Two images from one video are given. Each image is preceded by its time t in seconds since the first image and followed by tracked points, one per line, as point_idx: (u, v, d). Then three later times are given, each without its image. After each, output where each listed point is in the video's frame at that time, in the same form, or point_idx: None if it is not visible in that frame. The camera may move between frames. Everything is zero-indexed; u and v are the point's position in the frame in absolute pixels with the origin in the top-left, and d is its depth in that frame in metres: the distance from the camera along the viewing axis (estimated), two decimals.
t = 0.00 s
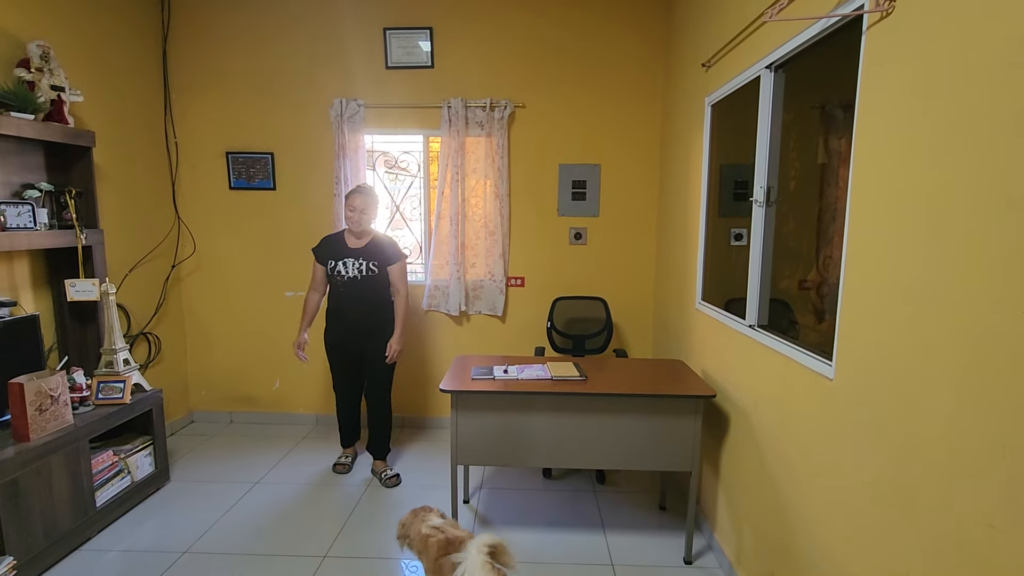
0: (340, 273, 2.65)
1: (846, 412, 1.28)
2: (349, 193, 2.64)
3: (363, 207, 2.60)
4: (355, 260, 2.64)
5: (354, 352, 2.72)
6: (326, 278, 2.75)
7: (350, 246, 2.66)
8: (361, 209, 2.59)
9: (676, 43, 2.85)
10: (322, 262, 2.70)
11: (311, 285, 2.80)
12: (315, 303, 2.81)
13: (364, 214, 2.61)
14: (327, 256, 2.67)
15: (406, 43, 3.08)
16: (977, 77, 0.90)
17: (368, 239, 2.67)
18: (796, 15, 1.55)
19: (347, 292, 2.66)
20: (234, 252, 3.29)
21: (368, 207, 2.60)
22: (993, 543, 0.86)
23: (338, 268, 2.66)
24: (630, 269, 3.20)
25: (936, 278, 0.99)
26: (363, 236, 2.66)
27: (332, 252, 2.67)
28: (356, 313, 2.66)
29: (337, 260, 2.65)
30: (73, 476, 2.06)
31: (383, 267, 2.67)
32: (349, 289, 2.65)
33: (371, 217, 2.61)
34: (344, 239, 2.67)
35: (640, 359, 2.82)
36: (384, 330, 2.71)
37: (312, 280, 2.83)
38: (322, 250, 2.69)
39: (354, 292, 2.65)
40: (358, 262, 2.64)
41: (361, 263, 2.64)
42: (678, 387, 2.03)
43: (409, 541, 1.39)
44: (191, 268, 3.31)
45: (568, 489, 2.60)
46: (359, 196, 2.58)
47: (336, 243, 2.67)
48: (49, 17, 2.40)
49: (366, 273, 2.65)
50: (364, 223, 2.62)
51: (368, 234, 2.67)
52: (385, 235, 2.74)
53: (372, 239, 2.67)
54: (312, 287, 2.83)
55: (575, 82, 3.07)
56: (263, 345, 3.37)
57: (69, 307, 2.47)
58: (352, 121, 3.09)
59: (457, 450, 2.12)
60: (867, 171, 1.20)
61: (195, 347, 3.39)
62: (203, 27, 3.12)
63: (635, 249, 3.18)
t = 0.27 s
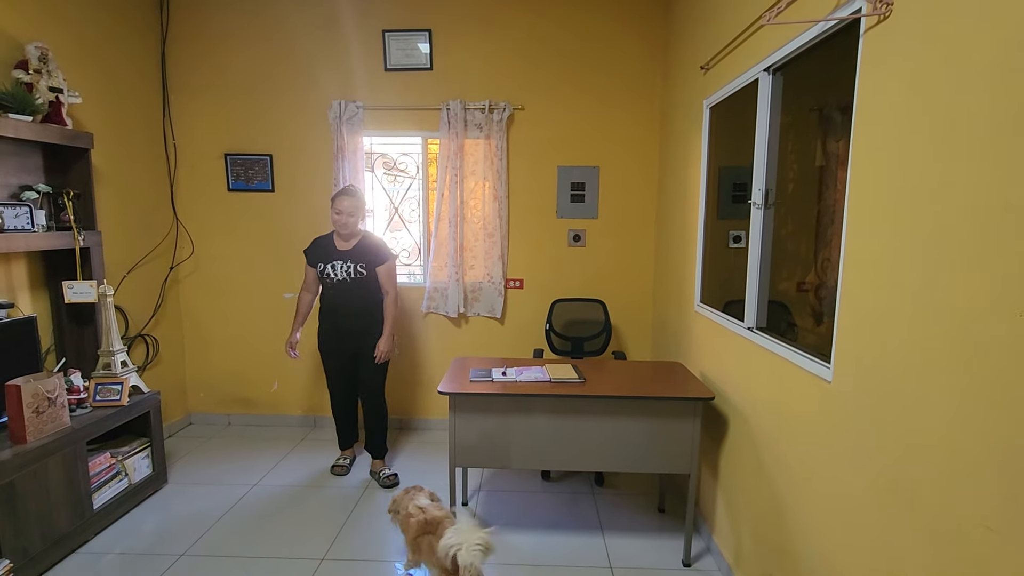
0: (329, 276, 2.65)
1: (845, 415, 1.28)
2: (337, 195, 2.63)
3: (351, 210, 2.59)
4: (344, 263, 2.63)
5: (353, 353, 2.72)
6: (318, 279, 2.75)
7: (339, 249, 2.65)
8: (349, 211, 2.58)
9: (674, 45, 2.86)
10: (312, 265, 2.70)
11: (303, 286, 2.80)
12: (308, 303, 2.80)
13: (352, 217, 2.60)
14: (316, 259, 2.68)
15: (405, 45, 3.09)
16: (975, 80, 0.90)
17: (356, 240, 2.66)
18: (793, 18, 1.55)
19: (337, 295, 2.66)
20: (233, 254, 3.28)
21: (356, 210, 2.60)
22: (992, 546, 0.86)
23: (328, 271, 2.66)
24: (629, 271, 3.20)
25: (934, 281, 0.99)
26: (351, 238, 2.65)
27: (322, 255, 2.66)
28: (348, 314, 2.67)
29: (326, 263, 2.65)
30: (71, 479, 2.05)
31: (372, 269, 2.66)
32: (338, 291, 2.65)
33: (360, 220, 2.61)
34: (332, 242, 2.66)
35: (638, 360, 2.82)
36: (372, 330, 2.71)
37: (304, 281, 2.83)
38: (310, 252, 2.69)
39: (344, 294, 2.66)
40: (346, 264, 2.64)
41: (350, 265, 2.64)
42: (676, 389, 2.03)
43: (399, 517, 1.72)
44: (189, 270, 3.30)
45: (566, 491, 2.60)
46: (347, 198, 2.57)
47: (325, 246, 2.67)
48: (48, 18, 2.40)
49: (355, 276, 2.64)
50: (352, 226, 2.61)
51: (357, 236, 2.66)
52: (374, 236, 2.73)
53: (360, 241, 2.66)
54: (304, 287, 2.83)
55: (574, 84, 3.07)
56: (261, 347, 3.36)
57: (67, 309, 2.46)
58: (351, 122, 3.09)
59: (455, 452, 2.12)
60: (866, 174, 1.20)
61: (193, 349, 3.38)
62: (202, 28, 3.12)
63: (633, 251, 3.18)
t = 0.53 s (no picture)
0: (327, 276, 2.65)
1: (843, 417, 1.28)
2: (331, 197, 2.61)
3: (346, 213, 2.58)
4: (342, 264, 2.63)
5: (350, 354, 2.73)
6: (314, 280, 2.74)
7: (335, 250, 2.65)
8: (344, 215, 2.56)
9: (672, 48, 2.87)
10: (307, 266, 2.69)
11: (298, 287, 2.78)
12: (303, 304, 2.80)
13: (348, 219, 2.59)
14: (312, 260, 2.67)
15: (403, 47, 3.09)
16: (972, 85, 0.91)
17: (353, 241, 2.66)
18: (791, 22, 1.56)
19: (334, 295, 2.66)
20: (230, 256, 3.28)
21: (352, 212, 2.59)
22: (989, 549, 0.86)
23: (326, 272, 2.66)
24: (627, 273, 3.20)
25: (932, 284, 0.99)
26: (347, 239, 2.65)
27: (319, 256, 2.66)
28: (349, 314, 2.67)
29: (324, 264, 2.65)
30: (67, 481, 2.04)
31: (370, 268, 2.67)
32: (336, 292, 2.65)
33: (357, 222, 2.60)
34: (328, 243, 2.65)
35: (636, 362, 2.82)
36: (372, 328, 2.72)
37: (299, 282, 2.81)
38: (305, 254, 2.68)
39: (341, 295, 2.66)
40: (344, 264, 2.64)
41: (347, 266, 2.64)
42: (674, 391, 2.03)
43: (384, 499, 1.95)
44: (186, 271, 3.29)
45: (564, 493, 2.60)
46: (341, 200, 2.56)
47: (320, 247, 2.66)
48: (45, 19, 2.39)
49: (353, 275, 2.65)
50: (348, 228, 2.60)
51: (353, 237, 2.65)
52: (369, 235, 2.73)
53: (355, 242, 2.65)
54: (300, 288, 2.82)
55: (572, 86, 3.08)
56: (259, 348, 3.35)
57: (63, 310, 2.45)
58: (349, 124, 3.09)
59: (453, 454, 2.12)
60: (863, 177, 1.21)
61: (190, 351, 3.37)
62: (200, 30, 3.12)
63: (631, 253, 3.19)
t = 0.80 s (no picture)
0: (333, 274, 2.66)
1: (840, 418, 1.28)
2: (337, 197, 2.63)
3: (352, 212, 2.59)
4: (348, 262, 2.65)
5: (347, 354, 2.73)
6: (318, 279, 2.74)
7: (341, 248, 2.67)
8: (349, 214, 2.58)
9: (670, 48, 2.87)
10: (313, 265, 2.70)
11: (302, 287, 2.79)
12: (307, 306, 2.78)
13: (353, 218, 2.60)
14: (317, 259, 2.67)
15: (401, 47, 3.08)
16: (970, 87, 0.91)
17: (358, 240, 2.67)
18: (788, 23, 1.57)
19: (341, 294, 2.67)
20: (226, 257, 3.26)
21: (357, 212, 2.60)
22: (986, 549, 0.87)
23: (331, 270, 2.66)
24: (624, 274, 3.20)
25: (929, 285, 0.99)
26: (353, 238, 2.66)
27: (324, 254, 2.67)
28: (354, 314, 2.67)
29: (329, 262, 2.66)
30: (61, 483, 2.03)
31: (375, 266, 2.69)
32: (342, 290, 2.66)
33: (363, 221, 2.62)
34: (334, 241, 2.67)
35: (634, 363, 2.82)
36: (377, 329, 2.74)
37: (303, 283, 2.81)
38: (310, 253, 2.69)
39: (348, 293, 2.67)
40: (350, 262, 2.66)
41: (353, 264, 2.66)
42: (672, 392, 2.03)
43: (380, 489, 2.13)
44: (182, 271, 3.28)
45: (562, 494, 2.59)
46: (347, 199, 2.57)
47: (325, 245, 2.67)
48: (41, 18, 2.38)
49: (359, 273, 2.67)
50: (355, 227, 2.63)
51: (359, 236, 2.68)
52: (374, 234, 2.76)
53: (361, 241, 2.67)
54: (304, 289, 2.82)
55: (571, 87, 3.08)
56: (255, 349, 3.34)
57: (58, 310, 2.44)
58: (347, 124, 3.08)
59: (451, 455, 2.11)
60: (860, 178, 1.21)
61: (186, 352, 3.36)
62: (197, 29, 3.11)
63: (629, 254, 3.19)
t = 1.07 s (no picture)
0: (344, 274, 2.65)
1: (838, 418, 1.28)
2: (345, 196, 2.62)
3: (360, 211, 2.59)
4: (359, 261, 2.65)
5: (345, 354, 2.73)
6: (326, 279, 2.72)
7: (351, 247, 2.66)
8: (358, 213, 2.58)
9: (668, 49, 2.87)
10: (322, 264, 2.68)
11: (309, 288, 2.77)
12: (315, 306, 2.79)
13: (361, 217, 2.60)
14: (326, 258, 2.66)
15: (399, 47, 3.08)
16: (968, 88, 0.91)
17: (368, 239, 2.68)
18: (786, 24, 1.57)
19: (353, 293, 2.66)
20: (224, 256, 3.26)
21: (366, 211, 2.60)
22: (983, 549, 0.87)
23: (342, 269, 2.65)
24: (622, 274, 3.21)
25: (927, 285, 1.00)
26: (361, 238, 2.66)
27: (335, 253, 2.65)
28: (365, 312, 2.69)
29: (340, 261, 2.64)
30: (57, 483, 2.02)
31: (385, 266, 2.71)
32: (354, 289, 2.66)
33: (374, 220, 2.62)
34: (342, 241, 2.65)
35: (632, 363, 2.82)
36: (387, 328, 2.75)
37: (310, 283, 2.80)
38: (318, 253, 2.66)
39: (360, 293, 2.67)
40: (361, 262, 2.66)
41: (364, 263, 2.66)
42: (670, 392, 2.04)
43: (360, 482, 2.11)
44: (179, 271, 3.27)
45: (560, 494, 2.59)
46: (355, 199, 2.56)
47: (334, 245, 2.66)
48: (37, 16, 2.37)
49: (370, 272, 2.67)
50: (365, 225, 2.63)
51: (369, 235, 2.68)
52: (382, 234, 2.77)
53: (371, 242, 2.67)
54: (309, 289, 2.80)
55: (569, 87, 3.08)
56: (252, 349, 3.33)
57: (55, 310, 2.42)
58: (344, 124, 3.08)
59: (448, 456, 2.10)
60: (859, 178, 1.21)
61: (183, 352, 3.35)
62: (194, 28, 3.10)
63: (627, 254, 3.19)
